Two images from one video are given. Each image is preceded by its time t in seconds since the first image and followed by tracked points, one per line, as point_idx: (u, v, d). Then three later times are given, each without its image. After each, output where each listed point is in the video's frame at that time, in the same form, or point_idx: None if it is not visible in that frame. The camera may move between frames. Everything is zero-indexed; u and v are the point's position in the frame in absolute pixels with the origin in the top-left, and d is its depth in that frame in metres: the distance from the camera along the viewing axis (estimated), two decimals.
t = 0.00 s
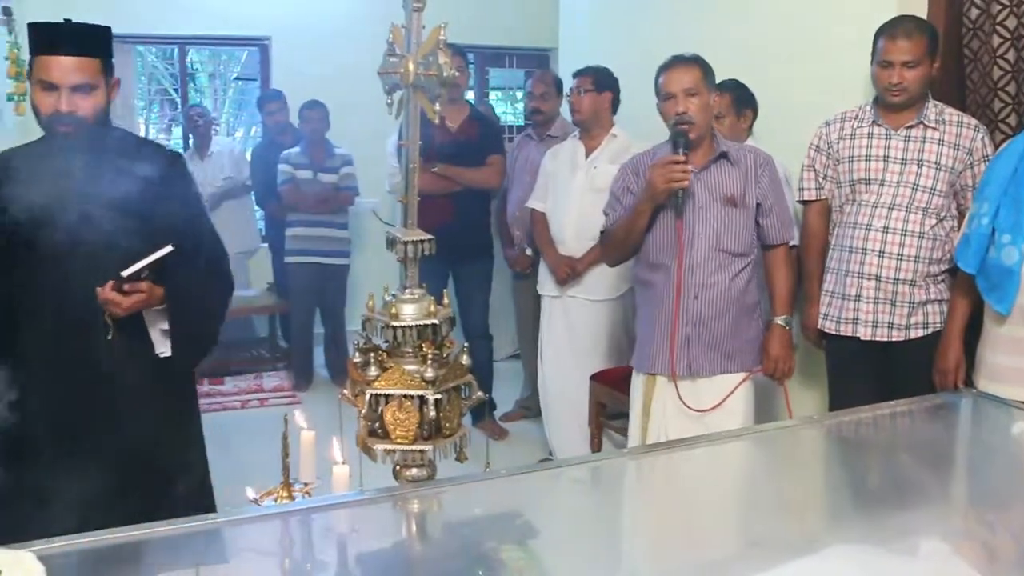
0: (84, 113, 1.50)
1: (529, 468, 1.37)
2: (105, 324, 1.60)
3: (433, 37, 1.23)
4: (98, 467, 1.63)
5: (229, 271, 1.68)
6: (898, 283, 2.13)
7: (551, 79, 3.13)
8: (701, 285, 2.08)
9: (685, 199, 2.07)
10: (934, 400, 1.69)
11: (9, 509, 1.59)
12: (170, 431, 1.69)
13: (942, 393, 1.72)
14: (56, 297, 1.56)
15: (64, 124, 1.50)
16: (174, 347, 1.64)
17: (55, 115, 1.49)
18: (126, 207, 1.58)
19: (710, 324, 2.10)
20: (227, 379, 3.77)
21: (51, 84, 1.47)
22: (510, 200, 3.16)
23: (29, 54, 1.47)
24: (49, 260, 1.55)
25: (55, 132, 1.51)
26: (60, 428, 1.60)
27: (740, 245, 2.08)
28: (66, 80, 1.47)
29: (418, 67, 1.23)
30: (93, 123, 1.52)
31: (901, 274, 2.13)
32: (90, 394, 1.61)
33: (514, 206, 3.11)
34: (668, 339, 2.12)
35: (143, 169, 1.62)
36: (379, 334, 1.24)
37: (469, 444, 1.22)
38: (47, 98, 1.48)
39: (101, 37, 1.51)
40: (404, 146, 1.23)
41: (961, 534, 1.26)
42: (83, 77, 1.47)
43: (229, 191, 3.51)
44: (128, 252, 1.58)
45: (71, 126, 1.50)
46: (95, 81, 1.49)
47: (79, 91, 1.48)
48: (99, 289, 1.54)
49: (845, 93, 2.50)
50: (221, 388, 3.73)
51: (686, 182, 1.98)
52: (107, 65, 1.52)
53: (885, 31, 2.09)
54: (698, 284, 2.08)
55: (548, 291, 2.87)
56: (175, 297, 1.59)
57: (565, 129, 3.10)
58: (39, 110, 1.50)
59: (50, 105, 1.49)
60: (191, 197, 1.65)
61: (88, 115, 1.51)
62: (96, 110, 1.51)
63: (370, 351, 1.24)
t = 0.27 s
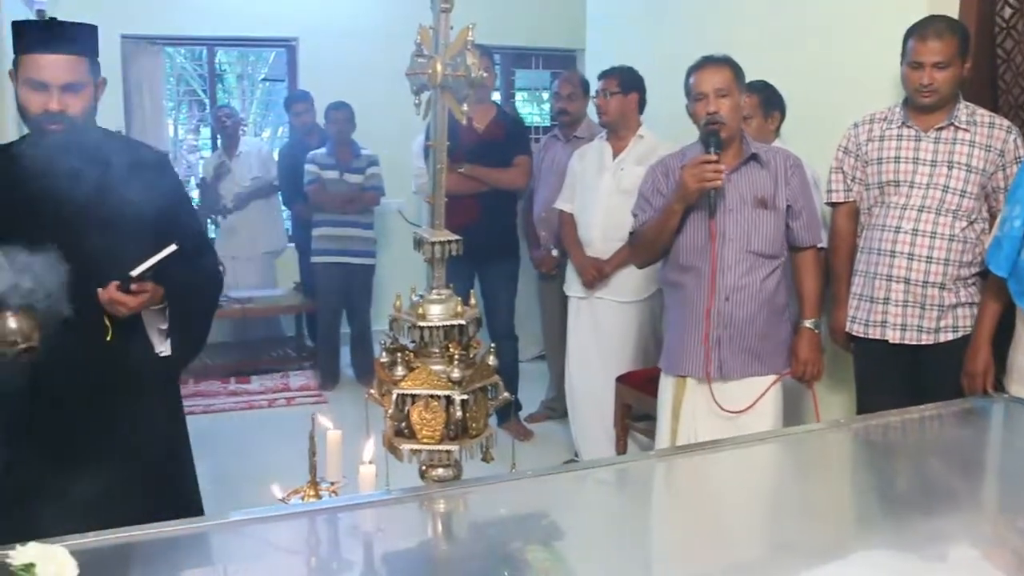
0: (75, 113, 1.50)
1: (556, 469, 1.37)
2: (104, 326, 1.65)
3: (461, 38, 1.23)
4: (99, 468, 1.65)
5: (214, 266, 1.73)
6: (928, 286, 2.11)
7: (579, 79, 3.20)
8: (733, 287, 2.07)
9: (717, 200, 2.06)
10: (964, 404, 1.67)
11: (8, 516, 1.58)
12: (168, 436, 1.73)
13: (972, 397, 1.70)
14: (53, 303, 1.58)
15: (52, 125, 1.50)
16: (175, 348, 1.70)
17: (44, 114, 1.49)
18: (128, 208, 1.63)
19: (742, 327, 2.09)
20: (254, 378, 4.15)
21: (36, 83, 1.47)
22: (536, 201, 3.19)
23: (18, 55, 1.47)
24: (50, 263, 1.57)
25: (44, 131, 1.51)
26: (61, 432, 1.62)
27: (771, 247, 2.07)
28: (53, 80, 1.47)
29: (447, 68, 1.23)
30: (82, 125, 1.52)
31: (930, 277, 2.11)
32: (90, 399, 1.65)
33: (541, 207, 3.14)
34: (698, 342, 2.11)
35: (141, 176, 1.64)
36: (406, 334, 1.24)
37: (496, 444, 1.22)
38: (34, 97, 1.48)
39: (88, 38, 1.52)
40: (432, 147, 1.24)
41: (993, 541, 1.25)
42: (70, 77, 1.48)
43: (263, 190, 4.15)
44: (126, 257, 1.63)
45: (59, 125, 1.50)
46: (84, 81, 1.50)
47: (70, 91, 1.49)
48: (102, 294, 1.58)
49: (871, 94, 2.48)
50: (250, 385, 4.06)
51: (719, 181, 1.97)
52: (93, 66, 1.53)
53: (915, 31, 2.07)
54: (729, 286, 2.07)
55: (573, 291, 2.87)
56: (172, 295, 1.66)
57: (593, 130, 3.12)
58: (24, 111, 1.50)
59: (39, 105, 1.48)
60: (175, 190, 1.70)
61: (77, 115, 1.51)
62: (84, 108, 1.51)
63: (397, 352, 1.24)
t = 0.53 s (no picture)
0: (93, 116, 1.46)
1: (591, 470, 1.36)
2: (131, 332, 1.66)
3: (499, 39, 1.23)
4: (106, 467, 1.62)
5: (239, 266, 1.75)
6: (968, 289, 2.08)
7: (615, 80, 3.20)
8: (771, 289, 2.06)
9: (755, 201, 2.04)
10: (1006, 410, 1.64)
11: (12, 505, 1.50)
12: (176, 449, 1.74)
13: (1014, 403, 1.67)
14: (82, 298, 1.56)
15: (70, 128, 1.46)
16: (201, 352, 1.74)
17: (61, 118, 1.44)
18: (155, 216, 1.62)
19: (778, 329, 2.07)
20: (290, 378, 4.21)
21: (55, 86, 1.42)
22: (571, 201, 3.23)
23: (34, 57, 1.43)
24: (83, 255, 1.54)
25: (60, 134, 1.46)
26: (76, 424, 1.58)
27: (809, 250, 2.05)
28: (72, 83, 1.43)
29: (484, 68, 1.23)
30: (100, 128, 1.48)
31: (971, 280, 2.08)
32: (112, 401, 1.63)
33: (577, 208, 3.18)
34: (735, 344, 2.10)
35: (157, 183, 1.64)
36: (442, 334, 1.24)
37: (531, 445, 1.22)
38: (52, 100, 1.43)
39: (101, 41, 1.49)
40: (468, 147, 1.24)
41: None
42: (87, 79, 1.43)
43: (300, 190, 4.28)
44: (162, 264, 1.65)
45: (77, 129, 1.46)
46: (102, 83, 1.45)
47: (89, 94, 1.45)
48: (131, 302, 1.58)
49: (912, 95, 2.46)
50: (285, 384, 4.12)
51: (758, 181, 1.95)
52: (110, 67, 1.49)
53: (958, 31, 2.04)
54: (767, 288, 2.06)
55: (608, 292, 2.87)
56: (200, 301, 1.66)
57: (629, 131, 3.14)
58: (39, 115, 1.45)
59: (58, 108, 1.44)
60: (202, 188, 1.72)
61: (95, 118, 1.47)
62: (102, 113, 1.47)
63: (433, 351, 1.24)
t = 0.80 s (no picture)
0: (118, 120, 1.42)
1: (613, 472, 1.36)
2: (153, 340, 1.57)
3: (524, 40, 1.23)
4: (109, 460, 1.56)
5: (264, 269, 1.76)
6: (996, 291, 2.06)
7: (639, 81, 3.20)
8: (795, 290, 2.05)
9: (779, 202, 2.03)
10: None
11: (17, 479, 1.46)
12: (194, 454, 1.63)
13: None
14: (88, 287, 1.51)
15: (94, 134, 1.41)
16: (223, 364, 1.60)
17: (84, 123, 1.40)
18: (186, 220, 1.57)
19: (801, 331, 2.06)
20: (314, 377, 4.18)
21: (79, 90, 1.39)
22: (594, 202, 3.25)
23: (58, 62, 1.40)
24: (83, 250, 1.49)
25: (86, 138, 1.42)
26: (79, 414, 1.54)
27: (834, 250, 2.04)
28: (94, 85, 1.39)
29: (509, 69, 1.22)
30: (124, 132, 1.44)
31: (998, 282, 2.06)
32: (121, 399, 1.56)
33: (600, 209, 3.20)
34: (758, 346, 2.09)
35: (189, 184, 1.59)
36: (466, 335, 1.25)
37: (554, 445, 1.22)
38: (75, 103, 1.40)
39: (126, 40, 1.45)
40: (493, 148, 1.23)
41: None
42: (108, 81, 1.39)
43: (323, 190, 4.32)
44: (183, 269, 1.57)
45: (104, 132, 1.41)
46: (124, 85, 1.41)
47: (113, 97, 1.41)
48: (154, 311, 1.50)
49: (938, 96, 2.44)
50: (309, 383, 4.11)
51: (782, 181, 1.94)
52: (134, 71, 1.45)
53: (985, 31, 2.02)
54: (791, 289, 2.05)
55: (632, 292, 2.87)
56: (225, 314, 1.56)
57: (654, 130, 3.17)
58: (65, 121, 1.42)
59: (81, 112, 1.40)
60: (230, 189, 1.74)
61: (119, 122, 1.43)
62: (128, 114, 1.43)
63: (457, 352, 1.25)
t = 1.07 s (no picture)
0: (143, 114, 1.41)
1: (631, 474, 1.36)
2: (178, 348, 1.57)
3: (544, 40, 1.22)
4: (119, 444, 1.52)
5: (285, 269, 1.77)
6: (1018, 292, 2.05)
7: (659, 82, 3.20)
8: (814, 291, 2.04)
9: (798, 201, 2.02)
10: None
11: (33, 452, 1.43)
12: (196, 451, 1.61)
13: None
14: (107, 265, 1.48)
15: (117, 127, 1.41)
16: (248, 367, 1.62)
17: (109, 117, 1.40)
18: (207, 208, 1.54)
19: (821, 332, 2.05)
20: (332, 377, 4.12)
21: (102, 80, 1.37)
22: (614, 203, 3.29)
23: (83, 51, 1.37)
24: (94, 225, 1.46)
25: (110, 132, 1.42)
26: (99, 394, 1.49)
27: (854, 251, 2.03)
28: (119, 77, 1.38)
29: (529, 70, 1.22)
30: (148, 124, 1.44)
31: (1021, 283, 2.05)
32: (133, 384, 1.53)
33: (620, 211, 3.24)
34: (778, 347, 2.08)
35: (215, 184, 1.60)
36: (485, 335, 1.25)
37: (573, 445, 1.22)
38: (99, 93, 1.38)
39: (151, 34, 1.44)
40: (514, 148, 1.24)
41: None
42: (131, 74, 1.38)
43: (342, 190, 4.36)
44: (206, 264, 1.54)
45: (129, 127, 1.42)
46: (151, 79, 1.40)
47: (139, 92, 1.40)
48: (177, 313, 1.49)
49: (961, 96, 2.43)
50: (328, 383, 4.08)
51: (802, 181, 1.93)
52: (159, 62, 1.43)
53: (1009, 30, 2.01)
54: (810, 290, 2.04)
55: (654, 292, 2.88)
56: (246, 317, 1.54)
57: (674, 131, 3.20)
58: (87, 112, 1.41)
59: (106, 103, 1.39)
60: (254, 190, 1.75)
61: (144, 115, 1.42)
62: (153, 106, 1.42)
63: (476, 352, 1.25)
